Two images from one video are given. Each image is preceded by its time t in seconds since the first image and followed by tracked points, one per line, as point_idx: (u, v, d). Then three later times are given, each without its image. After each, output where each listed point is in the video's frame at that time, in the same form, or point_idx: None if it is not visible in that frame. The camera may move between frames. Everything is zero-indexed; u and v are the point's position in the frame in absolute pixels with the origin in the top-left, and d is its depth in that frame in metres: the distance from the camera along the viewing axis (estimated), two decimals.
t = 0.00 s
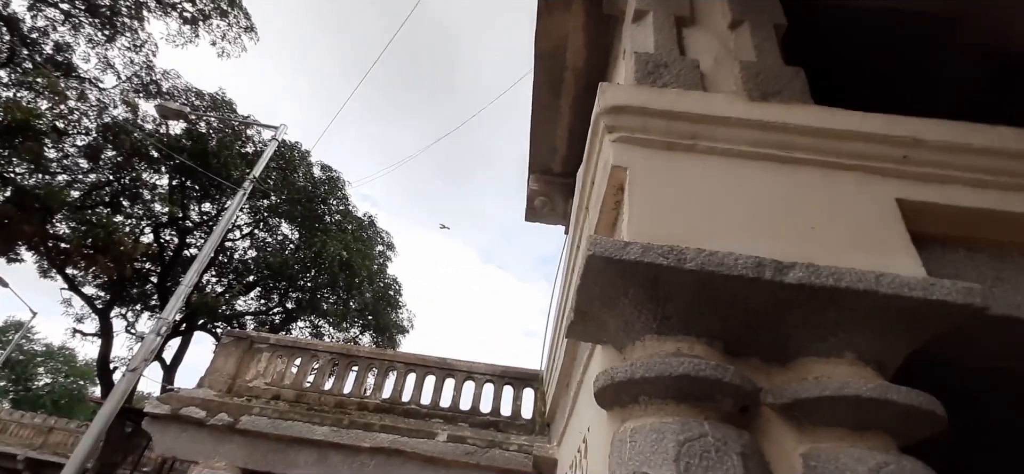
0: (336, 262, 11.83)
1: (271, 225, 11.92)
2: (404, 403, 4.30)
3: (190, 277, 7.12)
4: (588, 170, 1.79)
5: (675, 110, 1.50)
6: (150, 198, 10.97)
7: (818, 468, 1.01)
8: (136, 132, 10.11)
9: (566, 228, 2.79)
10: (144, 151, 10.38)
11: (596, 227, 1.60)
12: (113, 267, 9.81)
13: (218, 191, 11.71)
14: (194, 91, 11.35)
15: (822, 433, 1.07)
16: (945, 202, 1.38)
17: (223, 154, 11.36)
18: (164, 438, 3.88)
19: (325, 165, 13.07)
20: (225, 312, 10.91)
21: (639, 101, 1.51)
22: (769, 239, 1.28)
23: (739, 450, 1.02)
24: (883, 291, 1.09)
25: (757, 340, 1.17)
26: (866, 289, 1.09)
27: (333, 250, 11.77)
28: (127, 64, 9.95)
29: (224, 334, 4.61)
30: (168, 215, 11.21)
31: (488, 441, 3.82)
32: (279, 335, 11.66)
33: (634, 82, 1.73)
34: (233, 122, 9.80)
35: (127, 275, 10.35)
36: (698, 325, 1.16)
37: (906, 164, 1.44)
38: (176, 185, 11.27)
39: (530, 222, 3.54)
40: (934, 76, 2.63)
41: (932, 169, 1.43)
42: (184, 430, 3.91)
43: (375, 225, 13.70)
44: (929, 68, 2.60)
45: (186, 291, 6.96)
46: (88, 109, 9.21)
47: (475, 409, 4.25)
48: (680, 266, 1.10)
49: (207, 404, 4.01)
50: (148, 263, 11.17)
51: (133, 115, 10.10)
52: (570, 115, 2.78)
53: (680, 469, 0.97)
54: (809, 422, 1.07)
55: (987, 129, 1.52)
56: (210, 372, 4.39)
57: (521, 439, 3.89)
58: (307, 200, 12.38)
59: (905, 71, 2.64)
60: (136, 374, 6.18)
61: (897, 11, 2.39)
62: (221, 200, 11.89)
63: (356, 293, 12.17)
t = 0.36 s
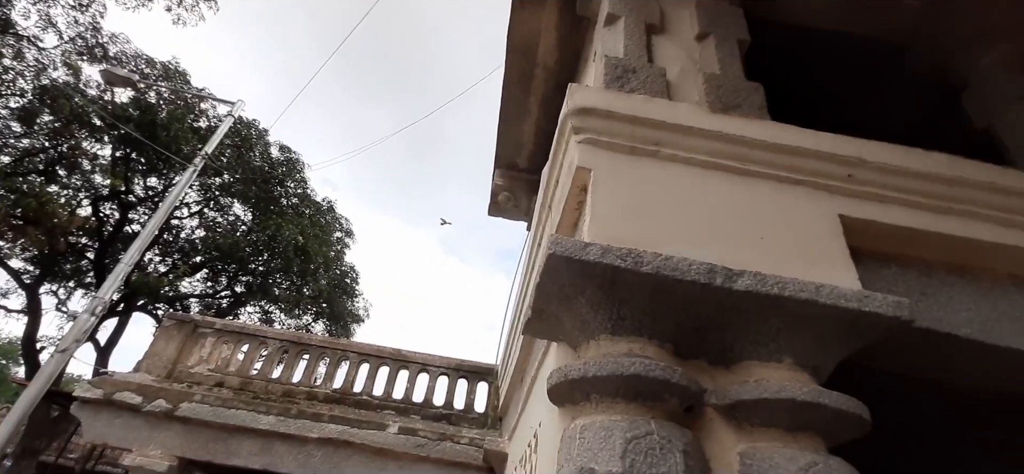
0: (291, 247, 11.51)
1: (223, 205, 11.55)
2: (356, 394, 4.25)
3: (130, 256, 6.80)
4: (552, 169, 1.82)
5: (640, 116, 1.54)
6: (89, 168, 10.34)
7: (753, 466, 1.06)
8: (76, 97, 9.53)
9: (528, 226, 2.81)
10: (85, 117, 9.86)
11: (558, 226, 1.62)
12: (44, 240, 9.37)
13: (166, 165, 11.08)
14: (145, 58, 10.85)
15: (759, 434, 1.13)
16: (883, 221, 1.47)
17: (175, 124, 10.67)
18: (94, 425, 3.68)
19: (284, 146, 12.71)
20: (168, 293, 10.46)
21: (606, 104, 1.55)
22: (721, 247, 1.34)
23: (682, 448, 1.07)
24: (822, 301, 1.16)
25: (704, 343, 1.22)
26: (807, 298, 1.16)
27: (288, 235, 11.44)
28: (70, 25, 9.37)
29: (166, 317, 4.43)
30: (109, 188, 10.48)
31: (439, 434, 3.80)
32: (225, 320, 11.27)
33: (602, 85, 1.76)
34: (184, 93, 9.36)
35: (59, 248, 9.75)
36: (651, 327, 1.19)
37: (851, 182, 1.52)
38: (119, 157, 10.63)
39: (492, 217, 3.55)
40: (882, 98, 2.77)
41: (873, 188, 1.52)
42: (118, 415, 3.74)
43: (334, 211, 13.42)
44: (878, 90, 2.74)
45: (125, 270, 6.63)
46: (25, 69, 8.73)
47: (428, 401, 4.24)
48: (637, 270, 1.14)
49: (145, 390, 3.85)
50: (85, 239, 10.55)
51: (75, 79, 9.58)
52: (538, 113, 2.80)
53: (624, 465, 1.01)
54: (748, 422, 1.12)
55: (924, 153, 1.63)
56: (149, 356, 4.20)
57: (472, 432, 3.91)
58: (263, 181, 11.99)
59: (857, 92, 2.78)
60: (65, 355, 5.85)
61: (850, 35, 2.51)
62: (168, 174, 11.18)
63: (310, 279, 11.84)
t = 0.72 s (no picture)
0: (254, 230, 11.19)
1: (183, 182, 11.21)
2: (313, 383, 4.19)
3: (80, 229, 6.51)
4: (526, 168, 1.83)
5: (614, 122, 1.56)
6: (39, 133, 9.84)
7: (701, 468, 1.10)
8: (30, 58, 9.40)
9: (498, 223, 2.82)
10: (37, 79, 9.60)
11: (527, 226, 1.63)
12: None
13: (124, 135, 10.42)
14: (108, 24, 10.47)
15: (709, 438, 1.16)
16: (837, 239, 1.54)
17: (137, 93, 10.12)
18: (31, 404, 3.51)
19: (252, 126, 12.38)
20: (119, 270, 10.09)
21: (582, 108, 1.57)
22: (684, 255, 1.37)
23: (635, 449, 1.09)
24: (775, 313, 1.21)
25: (662, 348, 1.25)
26: (761, 310, 1.21)
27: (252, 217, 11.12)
28: None
29: (116, 295, 4.27)
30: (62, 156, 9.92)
31: (397, 427, 3.78)
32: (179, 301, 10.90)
33: (580, 89, 1.79)
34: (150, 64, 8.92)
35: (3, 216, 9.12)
36: (613, 330, 1.22)
37: (809, 200, 1.59)
38: (74, 124, 10.12)
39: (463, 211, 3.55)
40: (847, 121, 2.87)
41: (829, 208, 1.59)
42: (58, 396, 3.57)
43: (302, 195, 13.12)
44: (843, 113, 2.83)
45: (73, 244, 6.34)
46: None
47: (388, 394, 4.21)
48: (601, 273, 1.16)
49: (89, 370, 3.70)
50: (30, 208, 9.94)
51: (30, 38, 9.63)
52: (515, 111, 2.82)
53: (578, 465, 1.03)
54: (700, 426, 1.16)
55: (879, 178, 1.71)
56: (95, 334, 4.04)
57: (431, 426, 3.90)
58: (227, 159, 11.68)
59: (821, 114, 2.89)
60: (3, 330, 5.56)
61: (819, 57, 2.60)
62: (124, 145, 10.56)
63: (272, 264, 11.46)
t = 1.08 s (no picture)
0: (219, 210, 10.87)
1: (147, 157, 10.93)
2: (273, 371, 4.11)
3: (32, 199, 6.23)
4: (502, 166, 1.83)
5: (592, 127, 1.58)
6: None
7: (656, 470, 1.13)
8: None
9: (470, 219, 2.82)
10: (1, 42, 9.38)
11: (500, 224, 1.63)
12: None
13: (85, 104, 9.88)
14: None
15: (664, 441, 1.19)
16: (797, 255, 1.59)
17: (103, 60, 9.64)
18: None
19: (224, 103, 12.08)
20: (73, 244, 9.73)
21: (560, 110, 1.58)
22: (651, 262, 1.40)
23: (592, 450, 1.11)
24: (735, 324, 1.24)
25: (625, 352, 1.28)
26: (722, 319, 1.24)
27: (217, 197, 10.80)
28: None
29: (68, 271, 4.11)
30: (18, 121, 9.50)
31: (356, 420, 3.76)
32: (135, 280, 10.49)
33: (561, 91, 1.80)
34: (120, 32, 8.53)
35: None
36: (578, 331, 1.23)
37: (774, 215, 1.64)
38: (33, 89, 9.76)
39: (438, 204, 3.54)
40: (815, 141, 2.96)
41: (793, 224, 1.64)
42: None
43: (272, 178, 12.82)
44: (812, 133, 2.93)
45: (24, 214, 6.06)
46: None
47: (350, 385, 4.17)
48: (570, 276, 1.18)
49: (35, 347, 3.54)
50: None
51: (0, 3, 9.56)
52: (495, 108, 2.82)
53: (535, 464, 1.04)
54: (656, 429, 1.19)
55: (839, 198, 1.77)
56: (44, 309, 3.88)
57: (392, 420, 3.88)
58: (195, 136, 11.45)
59: (791, 133, 2.98)
60: None
61: (793, 77, 2.68)
62: (86, 115, 9.97)
63: (237, 247, 11.06)
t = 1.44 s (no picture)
0: (185, 193, 10.55)
1: (110, 133, 10.51)
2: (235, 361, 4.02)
3: None
4: (479, 163, 1.83)
5: (570, 129, 1.59)
6: None
7: (617, 470, 1.15)
8: None
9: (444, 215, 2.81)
10: None
11: (474, 222, 1.63)
12: None
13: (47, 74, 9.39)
14: None
15: (626, 442, 1.21)
16: (763, 265, 1.64)
17: (65, 34, 9.31)
18: None
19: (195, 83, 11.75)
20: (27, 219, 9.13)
21: (540, 111, 1.59)
22: (622, 266, 1.42)
23: (555, 450, 1.12)
24: (699, 330, 1.27)
25: (592, 353, 1.29)
26: (687, 325, 1.27)
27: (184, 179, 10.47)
28: None
29: (20, 249, 3.93)
30: None
31: (320, 413, 3.74)
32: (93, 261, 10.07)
33: (541, 92, 1.81)
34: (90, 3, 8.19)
35: None
36: (547, 332, 1.24)
37: (741, 226, 1.68)
38: None
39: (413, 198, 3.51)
40: (786, 155, 3.05)
41: (759, 235, 1.68)
42: None
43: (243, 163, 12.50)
44: (782, 147, 3.01)
45: None
46: None
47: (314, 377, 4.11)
48: (541, 277, 1.19)
49: None
50: None
51: None
52: (476, 104, 2.82)
53: (498, 462, 1.04)
54: (619, 431, 1.21)
55: (803, 211, 1.83)
56: None
57: (356, 414, 3.85)
58: (163, 114, 11.14)
59: (762, 146, 3.06)
60: None
61: (767, 92, 2.75)
62: (47, 86, 9.46)
63: (202, 232, 10.78)
